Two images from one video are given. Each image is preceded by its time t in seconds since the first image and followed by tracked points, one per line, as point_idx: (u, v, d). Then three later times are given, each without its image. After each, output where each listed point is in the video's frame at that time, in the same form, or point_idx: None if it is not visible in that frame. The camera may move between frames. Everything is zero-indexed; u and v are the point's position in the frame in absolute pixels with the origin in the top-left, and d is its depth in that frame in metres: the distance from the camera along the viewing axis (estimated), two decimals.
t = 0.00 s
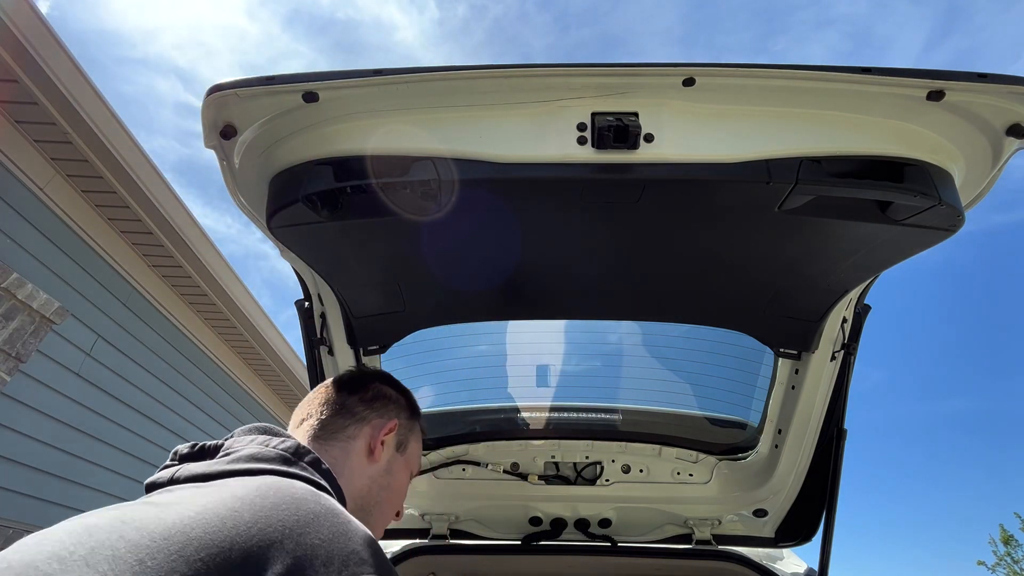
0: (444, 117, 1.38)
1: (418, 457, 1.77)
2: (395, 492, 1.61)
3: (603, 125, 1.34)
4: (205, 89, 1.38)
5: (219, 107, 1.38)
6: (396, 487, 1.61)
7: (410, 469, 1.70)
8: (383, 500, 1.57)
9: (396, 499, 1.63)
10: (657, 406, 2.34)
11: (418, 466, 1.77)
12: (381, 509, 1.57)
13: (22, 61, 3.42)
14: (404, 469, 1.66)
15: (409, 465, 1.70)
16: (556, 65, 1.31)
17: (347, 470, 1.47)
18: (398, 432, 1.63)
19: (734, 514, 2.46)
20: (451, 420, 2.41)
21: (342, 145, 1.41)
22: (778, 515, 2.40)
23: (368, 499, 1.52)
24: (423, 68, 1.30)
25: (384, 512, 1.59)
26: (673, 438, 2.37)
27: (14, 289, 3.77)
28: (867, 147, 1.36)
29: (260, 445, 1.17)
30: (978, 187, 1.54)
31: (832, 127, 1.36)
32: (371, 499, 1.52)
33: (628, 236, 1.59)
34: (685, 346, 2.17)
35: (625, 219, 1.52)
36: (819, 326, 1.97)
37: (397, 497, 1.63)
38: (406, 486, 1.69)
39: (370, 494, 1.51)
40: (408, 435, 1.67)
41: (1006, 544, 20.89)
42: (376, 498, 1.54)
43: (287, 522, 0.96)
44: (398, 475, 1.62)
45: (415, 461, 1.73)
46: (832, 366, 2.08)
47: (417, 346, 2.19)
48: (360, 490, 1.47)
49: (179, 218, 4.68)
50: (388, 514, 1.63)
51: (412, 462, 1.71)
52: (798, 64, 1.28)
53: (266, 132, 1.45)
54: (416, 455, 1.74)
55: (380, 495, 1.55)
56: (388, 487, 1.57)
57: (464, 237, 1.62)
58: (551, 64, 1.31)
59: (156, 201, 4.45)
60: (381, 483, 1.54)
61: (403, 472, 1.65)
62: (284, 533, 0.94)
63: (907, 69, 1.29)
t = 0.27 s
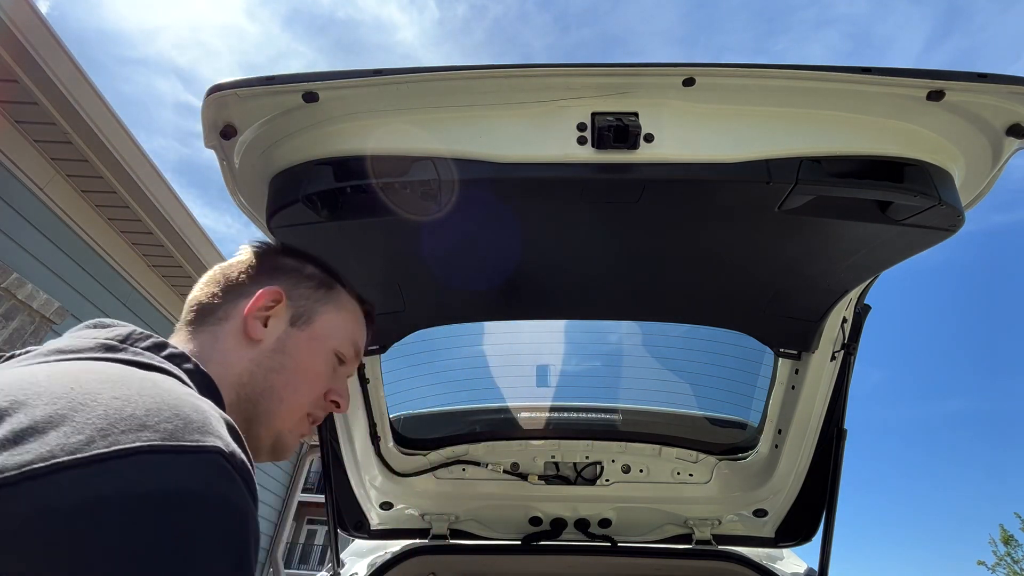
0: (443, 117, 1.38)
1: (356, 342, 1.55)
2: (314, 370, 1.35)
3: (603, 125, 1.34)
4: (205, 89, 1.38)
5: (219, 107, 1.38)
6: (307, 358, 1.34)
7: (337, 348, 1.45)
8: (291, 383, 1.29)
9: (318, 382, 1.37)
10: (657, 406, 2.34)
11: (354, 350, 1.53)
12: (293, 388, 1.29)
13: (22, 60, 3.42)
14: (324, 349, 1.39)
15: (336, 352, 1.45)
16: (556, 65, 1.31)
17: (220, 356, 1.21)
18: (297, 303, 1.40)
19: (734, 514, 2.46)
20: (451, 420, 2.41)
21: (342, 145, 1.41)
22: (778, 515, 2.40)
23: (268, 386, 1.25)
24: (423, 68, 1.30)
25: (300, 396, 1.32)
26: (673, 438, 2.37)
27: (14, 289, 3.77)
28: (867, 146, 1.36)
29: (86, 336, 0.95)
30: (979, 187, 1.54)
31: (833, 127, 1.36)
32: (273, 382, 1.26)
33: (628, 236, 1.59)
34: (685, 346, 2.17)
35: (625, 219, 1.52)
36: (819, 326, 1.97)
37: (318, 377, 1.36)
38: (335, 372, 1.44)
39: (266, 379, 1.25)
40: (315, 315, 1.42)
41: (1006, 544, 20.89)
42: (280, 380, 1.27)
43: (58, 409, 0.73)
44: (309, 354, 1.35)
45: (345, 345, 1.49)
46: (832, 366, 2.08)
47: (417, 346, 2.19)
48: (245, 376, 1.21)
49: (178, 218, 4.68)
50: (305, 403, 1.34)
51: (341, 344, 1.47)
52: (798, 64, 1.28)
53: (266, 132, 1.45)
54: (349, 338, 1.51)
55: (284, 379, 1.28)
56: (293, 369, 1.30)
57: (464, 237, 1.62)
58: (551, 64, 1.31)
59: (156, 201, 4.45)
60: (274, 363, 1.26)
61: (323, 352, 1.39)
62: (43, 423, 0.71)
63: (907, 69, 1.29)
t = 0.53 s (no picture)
0: (443, 117, 1.38)
1: (262, 232, 1.07)
2: (188, 267, 0.93)
3: (603, 125, 1.34)
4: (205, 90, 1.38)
5: (219, 107, 1.38)
6: (172, 248, 0.92)
7: (222, 237, 0.99)
8: (151, 282, 0.90)
9: (196, 283, 0.94)
10: (657, 406, 2.34)
11: (250, 240, 1.04)
12: (165, 290, 0.91)
13: (22, 61, 3.42)
14: (196, 235, 0.95)
15: (216, 241, 0.98)
16: (556, 65, 1.31)
17: (39, 245, 0.88)
18: (146, 172, 0.96)
19: (734, 514, 2.46)
20: (451, 420, 2.41)
21: (343, 145, 1.41)
22: (778, 515, 2.40)
23: (113, 286, 0.88)
24: (423, 68, 1.30)
25: (156, 288, 0.90)
26: (673, 438, 2.37)
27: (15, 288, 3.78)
28: (867, 146, 1.36)
29: None
30: (978, 186, 1.54)
31: (833, 127, 1.36)
32: (123, 282, 0.89)
33: (628, 236, 1.59)
34: (685, 346, 2.17)
35: (625, 219, 1.52)
36: (819, 326, 1.97)
37: (195, 275, 0.94)
38: (218, 271, 0.98)
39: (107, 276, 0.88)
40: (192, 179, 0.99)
41: (1006, 544, 20.90)
42: (132, 278, 0.89)
43: None
44: (176, 244, 0.93)
45: (235, 230, 1.01)
46: (832, 366, 2.08)
47: (417, 346, 2.19)
48: (69, 273, 0.87)
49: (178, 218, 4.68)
50: (169, 306, 0.92)
51: (225, 231, 1.00)
52: (798, 64, 1.28)
53: (266, 132, 1.45)
54: (246, 224, 1.04)
55: (142, 274, 0.90)
56: (171, 264, 0.92)
57: (464, 237, 1.62)
58: (551, 64, 1.31)
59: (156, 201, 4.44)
60: (112, 255, 0.89)
61: (201, 241, 0.96)
62: None
63: (907, 69, 1.29)
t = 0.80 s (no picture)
0: (442, 117, 1.38)
1: (170, 112, 1.03)
2: (87, 165, 0.92)
3: (603, 125, 1.34)
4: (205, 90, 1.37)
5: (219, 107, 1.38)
6: (55, 135, 0.91)
7: (119, 124, 0.96)
8: (47, 188, 0.90)
9: (100, 181, 0.94)
10: (657, 406, 2.34)
11: (157, 121, 1.01)
12: (65, 196, 0.91)
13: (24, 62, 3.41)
14: (93, 130, 0.93)
15: (116, 129, 0.96)
16: (556, 65, 1.31)
17: None
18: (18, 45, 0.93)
19: (734, 514, 2.45)
20: (451, 420, 2.41)
21: (343, 145, 1.41)
22: (778, 515, 2.40)
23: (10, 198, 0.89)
24: (423, 68, 1.30)
25: (44, 183, 0.90)
26: (674, 438, 2.37)
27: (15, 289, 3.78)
28: (867, 146, 1.36)
29: None
30: (978, 187, 1.54)
31: (833, 127, 1.36)
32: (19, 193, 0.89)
33: (628, 236, 1.59)
34: (685, 346, 2.17)
35: (625, 219, 1.52)
36: (819, 326, 1.97)
37: (95, 172, 0.93)
38: (128, 165, 0.97)
39: None
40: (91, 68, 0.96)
41: (1006, 544, 20.90)
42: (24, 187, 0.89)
43: None
44: (65, 138, 0.91)
45: (138, 111, 0.98)
46: (832, 366, 2.08)
47: (418, 346, 2.19)
48: None
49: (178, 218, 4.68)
50: (69, 207, 0.92)
51: (123, 114, 0.97)
52: (799, 64, 1.28)
53: (266, 132, 1.45)
54: (150, 104, 1.00)
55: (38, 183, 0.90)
56: (70, 168, 0.91)
57: (464, 237, 1.62)
58: (551, 63, 1.31)
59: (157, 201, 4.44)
60: None
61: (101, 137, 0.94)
62: None
63: (907, 69, 1.29)
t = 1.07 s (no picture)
0: (442, 117, 1.38)
1: (78, 19, 1.13)
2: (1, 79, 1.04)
3: (603, 125, 1.34)
4: (205, 89, 1.38)
5: (219, 107, 1.38)
6: None
7: (21, 38, 1.08)
8: None
9: (16, 96, 1.06)
10: (657, 406, 2.34)
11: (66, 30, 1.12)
12: None
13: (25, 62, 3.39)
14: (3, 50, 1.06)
15: (27, 44, 1.09)
16: (556, 65, 1.31)
17: None
18: None
19: (734, 514, 2.45)
20: (451, 420, 2.41)
21: (342, 145, 1.41)
22: (778, 515, 2.40)
23: None
24: (422, 68, 1.30)
25: None
26: (674, 438, 2.37)
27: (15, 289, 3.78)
28: (867, 146, 1.36)
29: None
30: (978, 187, 1.54)
31: (833, 128, 1.36)
32: None
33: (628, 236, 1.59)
34: (685, 346, 2.17)
35: (624, 219, 1.52)
36: (819, 326, 1.97)
37: (10, 86, 1.05)
38: (40, 76, 1.09)
39: None
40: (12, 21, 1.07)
41: (1006, 544, 20.90)
42: None
43: None
44: None
45: (38, 21, 1.09)
46: (832, 366, 2.08)
47: (418, 346, 2.19)
48: None
49: (179, 218, 4.69)
50: None
51: (26, 23, 1.08)
52: (799, 64, 1.28)
53: (266, 133, 1.45)
54: (53, 10, 1.10)
55: None
56: None
57: (464, 237, 1.62)
58: (551, 63, 1.31)
59: (157, 201, 4.45)
60: None
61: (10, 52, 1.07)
62: None
63: (906, 69, 1.29)
